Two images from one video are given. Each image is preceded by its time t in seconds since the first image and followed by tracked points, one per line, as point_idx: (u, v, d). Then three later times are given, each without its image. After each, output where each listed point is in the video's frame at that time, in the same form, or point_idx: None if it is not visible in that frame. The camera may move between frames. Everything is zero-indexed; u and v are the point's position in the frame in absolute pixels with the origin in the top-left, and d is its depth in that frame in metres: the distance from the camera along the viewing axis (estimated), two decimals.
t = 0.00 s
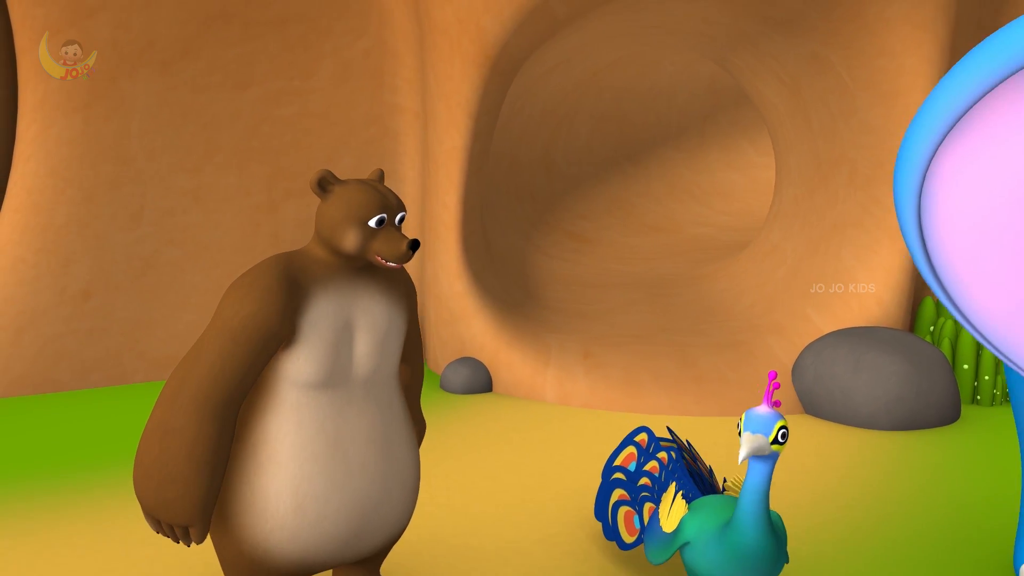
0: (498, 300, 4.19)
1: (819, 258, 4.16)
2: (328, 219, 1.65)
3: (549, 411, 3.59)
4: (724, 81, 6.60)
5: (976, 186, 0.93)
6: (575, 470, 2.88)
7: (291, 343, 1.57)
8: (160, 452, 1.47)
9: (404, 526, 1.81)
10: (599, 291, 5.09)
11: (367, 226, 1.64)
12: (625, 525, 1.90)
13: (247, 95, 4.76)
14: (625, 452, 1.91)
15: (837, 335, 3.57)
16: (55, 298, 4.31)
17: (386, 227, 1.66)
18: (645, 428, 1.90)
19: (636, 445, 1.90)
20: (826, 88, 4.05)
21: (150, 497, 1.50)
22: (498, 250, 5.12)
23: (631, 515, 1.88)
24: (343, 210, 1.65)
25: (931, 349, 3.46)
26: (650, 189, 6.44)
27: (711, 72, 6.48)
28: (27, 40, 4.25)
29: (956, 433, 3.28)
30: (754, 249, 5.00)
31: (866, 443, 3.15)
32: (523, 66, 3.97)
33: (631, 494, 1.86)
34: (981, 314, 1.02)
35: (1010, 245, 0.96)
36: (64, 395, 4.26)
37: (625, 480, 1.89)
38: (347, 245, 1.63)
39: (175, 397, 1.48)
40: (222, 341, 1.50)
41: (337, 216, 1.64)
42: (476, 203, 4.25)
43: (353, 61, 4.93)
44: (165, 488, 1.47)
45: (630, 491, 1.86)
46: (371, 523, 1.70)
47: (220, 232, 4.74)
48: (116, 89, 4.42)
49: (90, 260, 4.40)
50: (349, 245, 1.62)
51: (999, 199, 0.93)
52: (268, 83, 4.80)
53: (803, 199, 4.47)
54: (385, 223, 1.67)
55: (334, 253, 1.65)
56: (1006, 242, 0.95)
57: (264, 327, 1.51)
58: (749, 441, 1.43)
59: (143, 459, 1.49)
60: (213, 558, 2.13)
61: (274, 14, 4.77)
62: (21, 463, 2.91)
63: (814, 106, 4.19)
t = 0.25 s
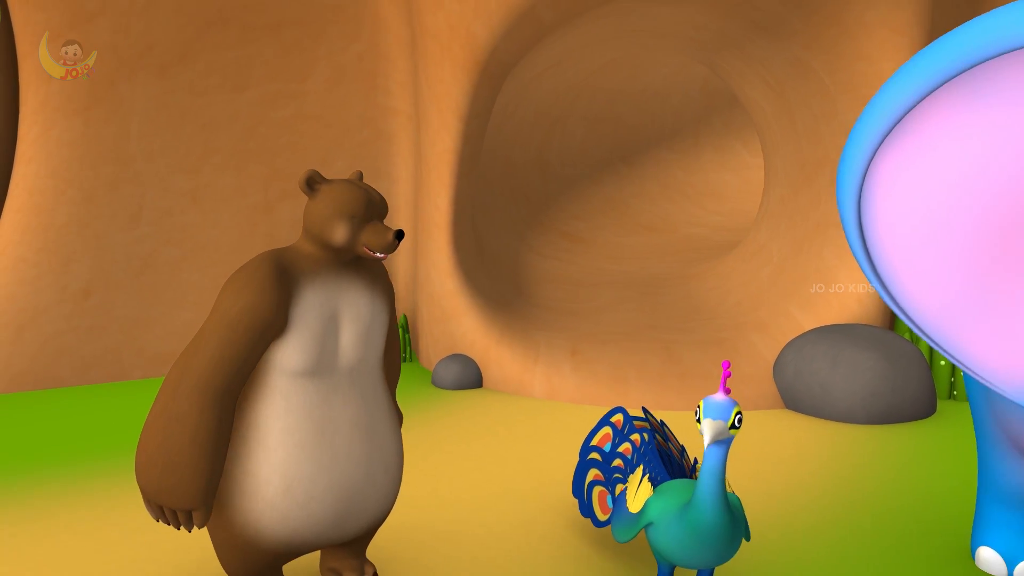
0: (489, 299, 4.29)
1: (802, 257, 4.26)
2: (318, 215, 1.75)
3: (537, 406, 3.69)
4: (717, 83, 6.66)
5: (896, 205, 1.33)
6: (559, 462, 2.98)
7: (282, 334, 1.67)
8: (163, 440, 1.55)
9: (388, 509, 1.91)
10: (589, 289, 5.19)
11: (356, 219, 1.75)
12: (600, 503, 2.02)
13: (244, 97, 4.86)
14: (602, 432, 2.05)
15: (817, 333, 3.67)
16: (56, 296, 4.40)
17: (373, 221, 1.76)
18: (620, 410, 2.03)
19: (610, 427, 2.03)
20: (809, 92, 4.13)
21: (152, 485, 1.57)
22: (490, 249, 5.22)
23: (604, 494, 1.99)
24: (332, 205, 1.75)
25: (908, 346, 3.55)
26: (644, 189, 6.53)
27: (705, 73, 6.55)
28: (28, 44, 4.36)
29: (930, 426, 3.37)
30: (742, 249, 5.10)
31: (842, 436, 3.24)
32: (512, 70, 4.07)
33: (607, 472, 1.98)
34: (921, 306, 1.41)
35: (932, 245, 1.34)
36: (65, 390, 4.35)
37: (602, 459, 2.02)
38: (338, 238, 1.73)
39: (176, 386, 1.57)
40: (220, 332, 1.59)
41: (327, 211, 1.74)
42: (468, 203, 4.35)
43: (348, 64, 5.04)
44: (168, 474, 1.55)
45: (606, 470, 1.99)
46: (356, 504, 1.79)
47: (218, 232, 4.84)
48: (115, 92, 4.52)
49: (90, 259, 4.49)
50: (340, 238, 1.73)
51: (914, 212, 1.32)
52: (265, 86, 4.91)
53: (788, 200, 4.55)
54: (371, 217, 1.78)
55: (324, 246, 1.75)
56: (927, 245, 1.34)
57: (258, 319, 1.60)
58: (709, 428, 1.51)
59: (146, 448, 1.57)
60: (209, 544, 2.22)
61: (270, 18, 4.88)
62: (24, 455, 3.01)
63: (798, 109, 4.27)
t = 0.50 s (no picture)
0: (480, 297, 4.39)
1: (786, 257, 4.35)
2: (304, 211, 1.86)
3: (525, 401, 3.79)
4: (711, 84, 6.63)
5: (850, 194, 1.42)
6: (543, 454, 3.07)
7: (273, 326, 1.77)
8: (165, 427, 1.64)
9: (374, 494, 2.01)
10: (580, 288, 5.29)
11: (340, 215, 1.86)
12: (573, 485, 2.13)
13: (240, 100, 4.97)
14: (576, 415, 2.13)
15: (798, 330, 3.77)
16: (57, 294, 4.50)
17: (356, 214, 1.89)
18: (594, 395, 2.11)
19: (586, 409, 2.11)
20: (793, 96, 4.18)
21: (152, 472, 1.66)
22: (482, 249, 5.32)
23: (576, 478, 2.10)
24: (316, 202, 1.87)
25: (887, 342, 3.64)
26: (638, 190, 6.49)
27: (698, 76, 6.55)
28: (29, 47, 4.45)
29: (906, 420, 3.47)
30: (729, 249, 5.19)
31: (818, 429, 3.35)
32: (502, 74, 4.17)
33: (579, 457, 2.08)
34: (864, 296, 1.46)
35: (882, 235, 1.42)
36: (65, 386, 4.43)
37: (575, 443, 2.11)
38: (324, 233, 1.84)
39: (175, 375, 1.66)
40: (216, 324, 1.69)
41: (312, 208, 1.86)
42: (460, 204, 4.45)
43: (342, 67, 5.15)
44: (170, 460, 1.63)
45: (578, 454, 2.09)
46: (342, 488, 1.90)
47: (215, 231, 4.94)
48: (115, 95, 4.62)
49: (90, 258, 4.59)
50: (326, 232, 1.84)
51: (866, 200, 1.41)
52: (261, 89, 5.02)
53: (774, 201, 4.62)
54: (354, 212, 1.90)
55: (310, 242, 1.86)
56: (877, 234, 1.42)
57: (251, 311, 1.70)
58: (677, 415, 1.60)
59: (148, 435, 1.66)
60: (204, 530, 2.31)
61: (266, 23, 4.98)
62: (25, 448, 3.10)
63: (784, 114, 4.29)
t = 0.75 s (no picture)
0: (471, 295, 4.49)
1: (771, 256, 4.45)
2: (289, 210, 1.97)
3: (514, 397, 3.88)
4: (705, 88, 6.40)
5: (800, 194, 1.38)
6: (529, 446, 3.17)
7: (263, 319, 1.88)
8: (162, 413, 1.73)
9: (362, 481, 2.11)
10: (571, 287, 5.39)
11: (323, 211, 1.97)
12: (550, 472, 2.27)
13: (237, 103, 5.07)
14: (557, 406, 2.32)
15: (781, 326, 3.86)
16: (57, 293, 4.59)
17: (339, 211, 1.99)
18: (574, 386, 2.28)
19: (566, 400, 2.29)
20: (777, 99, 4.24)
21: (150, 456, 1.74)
22: (474, 249, 5.42)
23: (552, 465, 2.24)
24: (301, 201, 1.97)
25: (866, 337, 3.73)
26: (634, 190, 6.47)
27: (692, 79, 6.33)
28: (30, 51, 4.54)
29: (884, 414, 3.57)
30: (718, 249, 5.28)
31: (798, 423, 3.45)
32: (493, 77, 4.27)
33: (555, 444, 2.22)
34: (813, 294, 1.43)
35: (832, 232, 1.38)
36: (66, 382, 4.52)
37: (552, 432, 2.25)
38: (309, 230, 1.95)
39: (171, 365, 1.76)
40: (209, 317, 1.79)
41: (296, 207, 1.97)
42: (451, 204, 4.55)
43: (337, 70, 5.24)
44: (167, 444, 1.72)
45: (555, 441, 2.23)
46: (330, 474, 2.00)
47: (213, 231, 5.05)
48: (114, 98, 4.72)
49: (90, 257, 4.69)
50: (310, 229, 1.95)
51: (817, 198, 1.37)
52: (258, 91, 5.12)
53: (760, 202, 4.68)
54: (338, 208, 2.01)
55: (297, 239, 1.97)
56: (827, 232, 1.39)
57: (242, 304, 1.81)
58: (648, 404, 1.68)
59: (145, 421, 1.75)
60: (199, 517, 2.40)
61: (262, 27, 5.08)
62: (26, 441, 3.19)
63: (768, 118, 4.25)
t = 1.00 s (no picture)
0: (464, 294, 4.59)
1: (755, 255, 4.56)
2: (276, 209, 2.07)
3: (503, 392, 3.98)
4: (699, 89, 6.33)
5: (760, 196, 1.53)
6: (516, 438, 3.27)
7: (253, 313, 1.98)
8: (159, 402, 1.83)
9: (350, 468, 2.21)
10: (562, 286, 5.49)
11: (308, 208, 2.07)
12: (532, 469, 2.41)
13: (234, 105, 5.19)
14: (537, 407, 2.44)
15: (762, 323, 3.96)
16: (58, 291, 4.68)
17: (323, 207, 2.09)
18: (555, 389, 2.41)
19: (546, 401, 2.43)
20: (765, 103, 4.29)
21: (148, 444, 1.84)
22: (467, 248, 5.52)
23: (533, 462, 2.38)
24: (286, 200, 2.07)
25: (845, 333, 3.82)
26: (628, 191, 6.49)
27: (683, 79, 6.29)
28: (32, 54, 4.63)
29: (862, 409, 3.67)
30: (706, 248, 5.37)
31: (778, 417, 3.54)
32: (484, 80, 4.37)
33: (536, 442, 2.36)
34: (772, 288, 1.59)
35: (788, 232, 1.56)
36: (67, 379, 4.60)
37: (535, 431, 2.39)
38: (295, 226, 2.05)
39: (165, 356, 1.86)
40: (202, 310, 1.89)
41: (282, 206, 2.07)
42: (444, 204, 4.66)
43: (332, 73, 5.35)
44: (164, 432, 1.82)
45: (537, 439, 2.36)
46: (319, 461, 2.10)
47: (210, 231, 5.15)
48: (114, 100, 4.82)
49: (90, 256, 4.78)
50: (296, 225, 2.05)
51: (774, 201, 1.54)
52: (254, 94, 5.24)
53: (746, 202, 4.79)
54: (321, 205, 2.11)
55: (284, 236, 2.08)
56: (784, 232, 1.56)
57: (233, 298, 1.91)
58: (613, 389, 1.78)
59: (142, 410, 1.84)
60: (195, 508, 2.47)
61: (258, 31, 5.20)
62: (27, 435, 3.28)
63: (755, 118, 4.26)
